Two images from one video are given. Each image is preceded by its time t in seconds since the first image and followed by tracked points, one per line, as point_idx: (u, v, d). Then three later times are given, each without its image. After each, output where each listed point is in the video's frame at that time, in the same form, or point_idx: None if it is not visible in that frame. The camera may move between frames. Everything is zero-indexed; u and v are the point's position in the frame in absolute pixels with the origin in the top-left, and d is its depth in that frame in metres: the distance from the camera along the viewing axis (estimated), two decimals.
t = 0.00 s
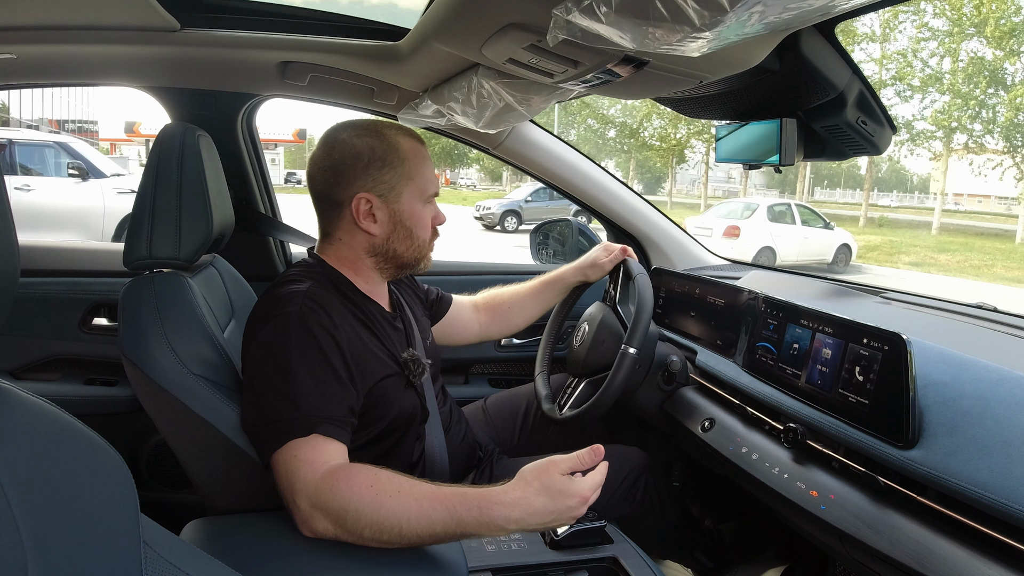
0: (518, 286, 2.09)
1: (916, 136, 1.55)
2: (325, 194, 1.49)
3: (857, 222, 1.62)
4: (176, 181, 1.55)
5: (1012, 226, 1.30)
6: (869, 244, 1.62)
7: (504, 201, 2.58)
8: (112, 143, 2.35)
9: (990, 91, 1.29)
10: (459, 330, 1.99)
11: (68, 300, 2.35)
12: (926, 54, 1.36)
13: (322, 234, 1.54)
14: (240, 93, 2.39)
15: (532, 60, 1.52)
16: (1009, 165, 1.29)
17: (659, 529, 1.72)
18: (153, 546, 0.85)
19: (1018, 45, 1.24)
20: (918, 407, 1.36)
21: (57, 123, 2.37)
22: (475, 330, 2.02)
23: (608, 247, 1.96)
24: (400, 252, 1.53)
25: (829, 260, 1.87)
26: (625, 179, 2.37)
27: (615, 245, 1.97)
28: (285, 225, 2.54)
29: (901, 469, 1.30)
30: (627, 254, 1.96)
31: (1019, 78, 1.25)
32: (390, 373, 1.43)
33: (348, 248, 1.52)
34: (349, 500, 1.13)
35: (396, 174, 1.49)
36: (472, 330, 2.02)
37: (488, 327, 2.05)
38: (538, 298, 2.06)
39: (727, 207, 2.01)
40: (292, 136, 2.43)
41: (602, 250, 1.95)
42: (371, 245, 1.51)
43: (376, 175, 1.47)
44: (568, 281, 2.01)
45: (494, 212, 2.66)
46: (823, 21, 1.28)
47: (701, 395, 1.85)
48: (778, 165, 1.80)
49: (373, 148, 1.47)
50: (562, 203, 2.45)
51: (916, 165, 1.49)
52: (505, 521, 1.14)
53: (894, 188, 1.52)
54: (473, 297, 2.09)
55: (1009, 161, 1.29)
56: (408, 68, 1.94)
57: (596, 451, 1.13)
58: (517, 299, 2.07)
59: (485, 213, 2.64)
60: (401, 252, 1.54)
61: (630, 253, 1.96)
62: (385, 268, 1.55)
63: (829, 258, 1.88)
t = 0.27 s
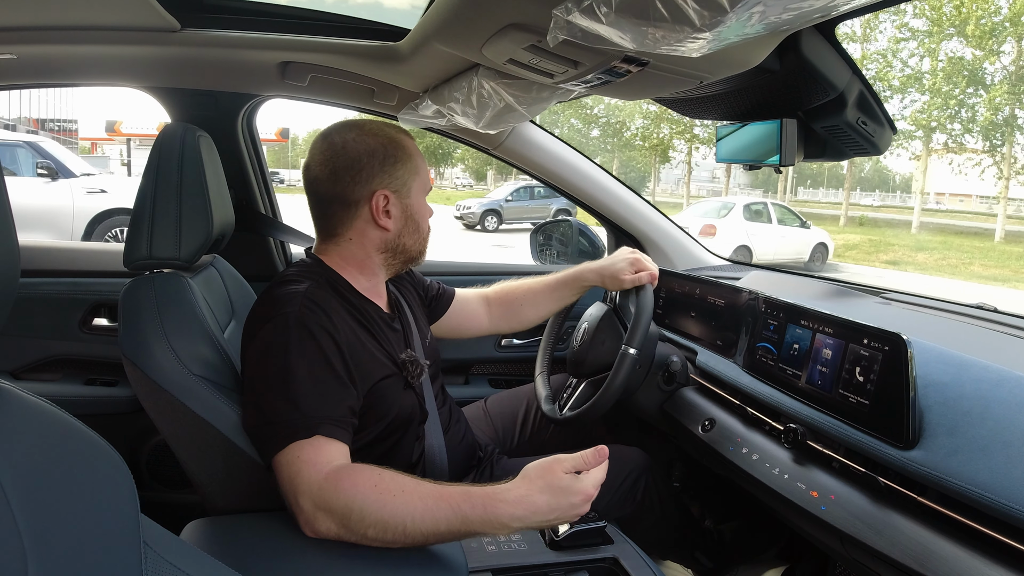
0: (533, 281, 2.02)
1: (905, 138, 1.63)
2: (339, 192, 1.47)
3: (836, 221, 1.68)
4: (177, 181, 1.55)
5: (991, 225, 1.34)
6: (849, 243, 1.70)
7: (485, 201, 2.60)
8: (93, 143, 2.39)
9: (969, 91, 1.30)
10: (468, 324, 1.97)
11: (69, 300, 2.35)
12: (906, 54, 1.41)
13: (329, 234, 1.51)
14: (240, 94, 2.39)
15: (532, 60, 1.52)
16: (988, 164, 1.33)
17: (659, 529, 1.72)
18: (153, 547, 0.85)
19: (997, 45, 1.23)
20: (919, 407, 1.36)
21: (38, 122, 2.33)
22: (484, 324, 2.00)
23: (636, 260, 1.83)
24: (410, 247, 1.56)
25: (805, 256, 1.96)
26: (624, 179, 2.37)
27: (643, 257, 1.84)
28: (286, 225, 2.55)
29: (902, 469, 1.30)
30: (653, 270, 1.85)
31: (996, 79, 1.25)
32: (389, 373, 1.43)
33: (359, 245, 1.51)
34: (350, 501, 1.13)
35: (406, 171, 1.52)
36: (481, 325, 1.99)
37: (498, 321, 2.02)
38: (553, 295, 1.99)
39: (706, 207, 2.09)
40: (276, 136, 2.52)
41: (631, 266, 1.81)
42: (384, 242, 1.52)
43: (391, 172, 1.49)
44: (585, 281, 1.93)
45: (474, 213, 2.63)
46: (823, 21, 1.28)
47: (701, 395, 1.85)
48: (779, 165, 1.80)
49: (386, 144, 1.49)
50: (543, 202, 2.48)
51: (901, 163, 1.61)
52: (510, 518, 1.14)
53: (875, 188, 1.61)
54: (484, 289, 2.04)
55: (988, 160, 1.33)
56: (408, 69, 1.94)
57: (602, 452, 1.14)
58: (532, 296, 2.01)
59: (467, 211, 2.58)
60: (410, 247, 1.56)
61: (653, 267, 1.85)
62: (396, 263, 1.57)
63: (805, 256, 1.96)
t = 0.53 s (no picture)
0: (536, 289, 1.98)
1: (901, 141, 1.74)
2: (326, 191, 1.48)
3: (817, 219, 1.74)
4: (176, 182, 1.54)
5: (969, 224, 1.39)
6: (826, 241, 1.80)
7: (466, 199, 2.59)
8: (72, 142, 2.41)
9: (947, 91, 1.35)
10: (467, 331, 1.95)
11: (69, 301, 2.35)
12: (884, 54, 1.50)
13: (321, 235, 1.52)
14: (240, 94, 2.39)
15: (533, 61, 1.52)
16: (966, 162, 1.37)
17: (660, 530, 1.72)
18: (154, 548, 0.85)
19: (975, 45, 1.29)
20: (919, 408, 1.36)
21: (17, 121, 2.33)
22: (484, 331, 1.97)
23: (641, 272, 1.75)
24: (401, 247, 1.54)
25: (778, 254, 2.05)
26: (624, 179, 2.37)
27: (649, 268, 1.77)
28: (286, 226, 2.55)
29: (902, 469, 1.30)
30: (659, 280, 1.77)
31: (975, 78, 1.31)
32: (389, 374, 1.43)
33: (349, 246, 1.51)
34: (351, 502, 1.13)
35: (396, 170, 1.50)
36: (481, 332, 1.98)
37: (498, 327, 1.99)
38: (556, 304, 1.93)
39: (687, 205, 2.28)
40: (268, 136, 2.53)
41: (636, 279, 1.73)
42: (374, 241, 1.51)
43: (379, 171, 1.48)
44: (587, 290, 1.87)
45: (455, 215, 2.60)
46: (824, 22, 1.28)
47: (701, 396, 1.85)
48: (779, 165, 1.80)
49: (373, 142, 1.49)
50: (522, 201, 2.58)
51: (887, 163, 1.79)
52: (509, 522, 1.13)
53: (857, 188, 1.66)
54: (487, 296, 2.02)
55: (967, 158, 1.37)
56: (408, 69, 1.94)
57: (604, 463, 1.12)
58: (534, 303, 1.97)
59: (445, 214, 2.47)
60: (400, 248, 1.54)
61: (658, 277, 1.78)
62: (387, 264, 1.55)
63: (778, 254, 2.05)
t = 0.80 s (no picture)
0: (537, 291, 1.97)
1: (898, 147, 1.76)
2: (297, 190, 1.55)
3: (795, 218, 1.79)
4: (177, 182, 1.54)
5: (947, 222, 1.42)
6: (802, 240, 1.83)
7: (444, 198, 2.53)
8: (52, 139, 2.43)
9: (939, 91, 1.36)
10: (467, 332, 1.95)
11: (69, 301, 2.35)
12: (863, 54, 1.56)
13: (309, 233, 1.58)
14: (241, 95, 2.39)
15: (533, 61, 1.52)
16: (944, 161, 1.41)
17: (660, 530, 1.72)
18: (154, 548, 0.85)
19: (953, 44, 1.29)
20: (920, 408, 1.36)
21: None
22: (485, 332, 1.98)
23: (643, 281, 1.70)
24: (364, 249, 1.49)
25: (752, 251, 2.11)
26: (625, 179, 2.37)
27: (651, 277, 1.71)
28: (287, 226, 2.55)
29: (902, 469, 1.30)
30: (661, 291, 1.71)
31: (952, 77, 1.33)
32: (389, 374, 1.43)
33: (320, 246, 1.53)
34: (351, 502, 1.13)
35: (353, 168, 1.46)
36: (480, 333, 1.98)
37: (499, 329, 1.98)
38: (555, 306, 1.92)
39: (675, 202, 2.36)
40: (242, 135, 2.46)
41: (637, 288, 1.69)
42: (337, 241, 1.51)
43: (331, 170, 1.48)
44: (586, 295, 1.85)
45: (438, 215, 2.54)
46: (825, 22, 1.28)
47: (702, 396, 1.85)
48: (780, 166, 1.80)
49: (329, 141, 1.48)
50: (501, 200, 2.60)
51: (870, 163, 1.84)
52: (509, 521, 1.13)
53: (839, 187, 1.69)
54: (489, 296, 2.02)
55: (944, 156, 1.41)
56: (409, 70, 1.94)
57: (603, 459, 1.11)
58: (534, 306, 1.95)
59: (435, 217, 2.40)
60: (363, 248, 1.49)
61: (661, 289, 1.72)
62: (358, 266, 1.51)
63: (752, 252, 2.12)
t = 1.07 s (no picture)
0: (539, 300, 1.96)
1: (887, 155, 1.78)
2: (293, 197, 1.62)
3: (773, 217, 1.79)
4: (177, 182, 1.55)
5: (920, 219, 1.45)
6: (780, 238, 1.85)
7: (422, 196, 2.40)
8: (27, 139, 2.31)
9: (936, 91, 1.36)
10: (466, 335, 1.95)
11: (70, 300, 2.35)
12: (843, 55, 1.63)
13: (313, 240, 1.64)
14: (242, 95, 2.39)
15: (534, 61, 1.52)
16: (919, 159, 1.47)
17: (660, 529, 1.71)
18: (154, 548, 0.85)
19: (929, 44, 1.30)
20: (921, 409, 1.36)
21: None
22: (484, 336, 1.98)
23: (643, 301, 1.67)
24: (338, 250, 1.49)
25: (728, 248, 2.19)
26: (626, 180, 2.37)
27: (653, 297, 1.68)
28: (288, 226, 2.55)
29: (902, 470, 1.30)
30: (661, 313, 1.68)
31: (928, 76, 1.34)
32: (389, 374, 1.43)
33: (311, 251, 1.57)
34: (352, 503, 1.13)
35: (324, 171, 1.49)
36: (480, 338, 1.97)
37: (498, 335, 1.98)
38: (555, 314, 1.91)
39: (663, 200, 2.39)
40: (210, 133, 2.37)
41: (637, 308, 1.67)
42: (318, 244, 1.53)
43: (308, 174, 1.52)
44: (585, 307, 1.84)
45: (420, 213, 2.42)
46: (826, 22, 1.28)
47: (702, 396, 1.85)
48: (781, 166, 1.81)
49: (307, 148, 1.53)
50: (479, 198, 2.57)
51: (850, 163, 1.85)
52: (509, 528, 1.14)
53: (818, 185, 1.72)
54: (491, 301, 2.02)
55: (923, 157, 1.46)
56: (410, 69, 1.94)
57: (606, 471, 1.13)
58: (535, 315, 1.94)
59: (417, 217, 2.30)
60: (337, 249, 1.49)
61: (663, 311, 1.68)
62: (335, 269, 1.51)
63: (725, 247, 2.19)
